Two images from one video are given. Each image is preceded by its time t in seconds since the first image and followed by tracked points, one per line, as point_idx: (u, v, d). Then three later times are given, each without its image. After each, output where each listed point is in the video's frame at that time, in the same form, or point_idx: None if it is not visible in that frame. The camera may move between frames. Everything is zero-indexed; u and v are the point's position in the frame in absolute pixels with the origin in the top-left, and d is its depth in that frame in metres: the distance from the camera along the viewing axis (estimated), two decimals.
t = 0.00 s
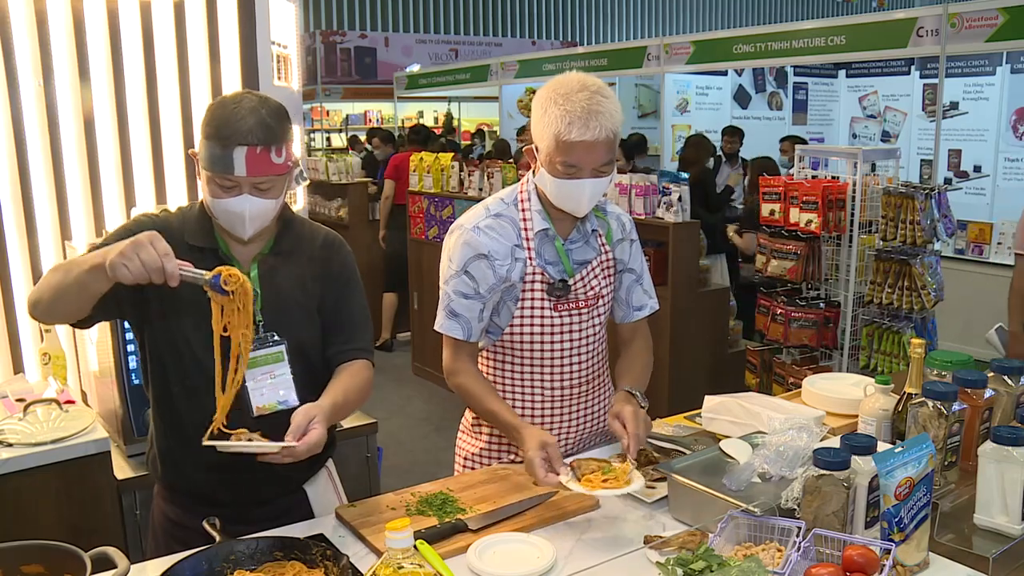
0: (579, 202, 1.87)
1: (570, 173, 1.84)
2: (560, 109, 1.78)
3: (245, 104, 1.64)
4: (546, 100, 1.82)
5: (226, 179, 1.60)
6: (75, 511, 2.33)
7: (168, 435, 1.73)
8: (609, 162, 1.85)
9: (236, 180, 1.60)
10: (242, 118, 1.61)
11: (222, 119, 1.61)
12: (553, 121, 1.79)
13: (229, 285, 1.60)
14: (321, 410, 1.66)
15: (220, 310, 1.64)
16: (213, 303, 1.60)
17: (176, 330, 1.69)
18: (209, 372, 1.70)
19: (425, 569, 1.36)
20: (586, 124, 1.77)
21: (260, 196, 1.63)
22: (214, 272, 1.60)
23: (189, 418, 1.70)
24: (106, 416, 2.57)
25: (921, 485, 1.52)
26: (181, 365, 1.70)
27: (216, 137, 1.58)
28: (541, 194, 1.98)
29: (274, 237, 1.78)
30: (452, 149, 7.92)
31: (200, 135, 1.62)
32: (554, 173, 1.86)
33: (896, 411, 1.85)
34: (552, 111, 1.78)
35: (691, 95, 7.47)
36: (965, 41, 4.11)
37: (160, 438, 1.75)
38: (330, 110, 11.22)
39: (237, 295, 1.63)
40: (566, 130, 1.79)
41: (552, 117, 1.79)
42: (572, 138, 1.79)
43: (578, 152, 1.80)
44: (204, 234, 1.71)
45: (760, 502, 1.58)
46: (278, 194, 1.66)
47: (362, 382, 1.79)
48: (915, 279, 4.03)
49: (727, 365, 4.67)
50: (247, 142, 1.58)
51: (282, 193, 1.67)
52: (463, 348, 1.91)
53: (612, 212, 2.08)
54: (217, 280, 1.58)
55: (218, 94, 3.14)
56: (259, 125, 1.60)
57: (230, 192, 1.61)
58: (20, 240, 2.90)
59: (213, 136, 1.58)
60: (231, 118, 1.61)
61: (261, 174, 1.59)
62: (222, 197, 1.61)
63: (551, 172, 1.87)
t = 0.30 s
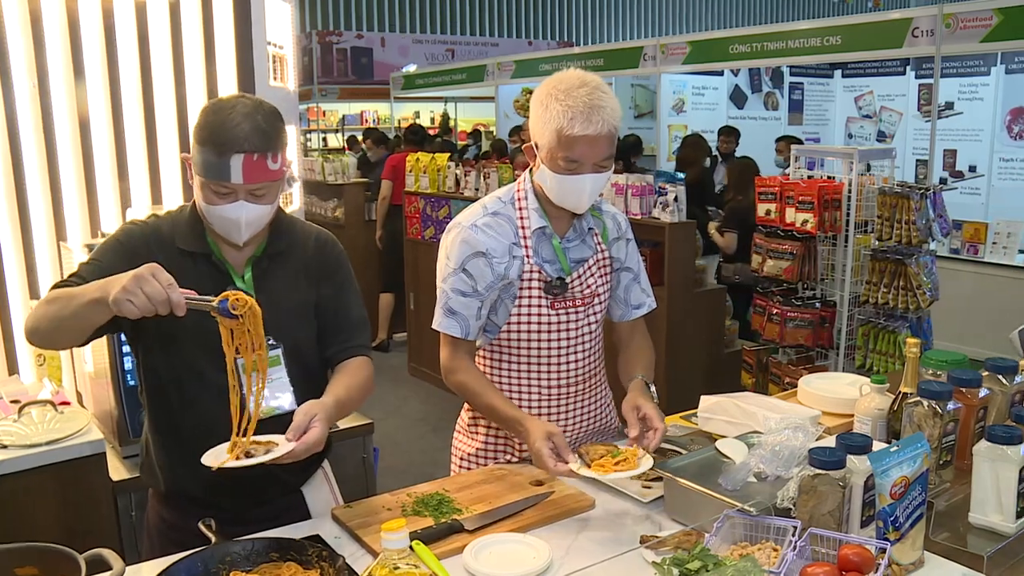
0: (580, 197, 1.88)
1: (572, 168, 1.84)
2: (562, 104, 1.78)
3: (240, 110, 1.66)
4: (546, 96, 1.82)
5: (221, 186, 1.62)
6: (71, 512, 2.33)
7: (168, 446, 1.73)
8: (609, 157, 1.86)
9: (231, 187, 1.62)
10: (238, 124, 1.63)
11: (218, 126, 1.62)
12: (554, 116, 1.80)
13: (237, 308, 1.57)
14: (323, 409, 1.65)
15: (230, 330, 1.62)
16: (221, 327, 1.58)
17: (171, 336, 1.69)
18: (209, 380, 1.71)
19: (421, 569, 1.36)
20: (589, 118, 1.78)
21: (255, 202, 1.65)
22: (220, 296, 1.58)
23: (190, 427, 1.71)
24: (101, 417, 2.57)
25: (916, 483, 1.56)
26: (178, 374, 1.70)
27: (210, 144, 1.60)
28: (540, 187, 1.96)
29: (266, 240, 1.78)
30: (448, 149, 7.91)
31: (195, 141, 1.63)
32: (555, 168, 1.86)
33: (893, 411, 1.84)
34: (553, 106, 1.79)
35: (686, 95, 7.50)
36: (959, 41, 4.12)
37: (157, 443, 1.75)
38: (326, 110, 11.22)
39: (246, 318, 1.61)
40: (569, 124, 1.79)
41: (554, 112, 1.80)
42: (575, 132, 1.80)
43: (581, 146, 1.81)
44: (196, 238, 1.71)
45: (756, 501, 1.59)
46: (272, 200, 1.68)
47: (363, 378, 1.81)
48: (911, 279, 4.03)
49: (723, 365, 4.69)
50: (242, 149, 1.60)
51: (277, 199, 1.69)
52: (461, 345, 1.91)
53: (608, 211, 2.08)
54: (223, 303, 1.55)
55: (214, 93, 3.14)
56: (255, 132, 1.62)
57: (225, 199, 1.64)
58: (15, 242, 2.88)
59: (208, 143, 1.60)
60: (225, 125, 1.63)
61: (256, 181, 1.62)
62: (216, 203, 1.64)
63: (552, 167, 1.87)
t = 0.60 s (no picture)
0: (571, 194, 1.89)
1: (564, 164, 1.85)
2: (553, 101, 1.79)
3: (219, 111, 1.65)
4: (536, 94, 1.83)
5: (200, 187, 1.62)
6: (53, 517, 2.32)
7: (150, 448, 1.72)
8: (598, 153, 1.89)
9: (211, 189, 1.62)
10: (218, 126, 1.62)
11: (197, 128, 1.62)
12: (547, 113, 1.81)
13: (226, 296, 1.57)
14: (307, 409, 1.64)
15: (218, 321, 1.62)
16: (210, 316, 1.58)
17: (151, 340, 1.68)
18: (190, 382, 1.70)
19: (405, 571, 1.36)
20: (581, 114, 1.80)
21: (236, 203, 1.66)
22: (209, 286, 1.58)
23: (174, 428, 1.70)
24: (84, 420, 2.55)
25: (898, 482, 1.57)
26: (161, 375, 1.69)
27: (191, 145, 1.60)
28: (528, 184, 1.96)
29: (246, 242, 1.78)
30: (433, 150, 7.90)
31: (175, 144, 1.62)
32: (546, 165, 1.87)
33: (876, 409, 1.84)
34: (545, 104, 1.80)
35: (671, 95, 7.52)
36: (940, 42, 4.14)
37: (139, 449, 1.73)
38: (310, 111, 11.21)
39: (236, 305, 1.61)
40: (561, 121, 1.81)
41: (546, 109, 1.81)
42: (567, 128, 1.81)
43: (574, 140, 1.83)
44: (176, 240, 1.71)
45: (739, 501, 1.60)
46: (252, 201, 1.69)
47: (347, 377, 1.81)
48: (893, 278, 4.07)
49: (707, 364, 4.70)
50: (223, 150, 1.60)
51: (257, 200, 1.70)
52: (449, 348, 1.91)
53: (592, 212, 2.08)
54: (213, 292, 1.55)
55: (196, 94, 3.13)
56: (235, 133, 1.62)
57: (204, 201, 1.64)
58: None
59: (188, 144, 1.60)
60: (205, 127, 1.62)
61: (237, 182, 1.62)
62: (196, 205, 1.64)
63: (543, 165, 1.88)
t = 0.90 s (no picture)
0: (558, 194, 1.90)
1: (551, 163, 1.87)
2: (538, 100, 1.81)
3: (191, 115, 1.65)
4: (519, 94, 1.85)
5: (174, 193, 1.61)
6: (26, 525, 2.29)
7: (125, 453, 1.71)
8: (582, 152, 1.92)
9: (183, 194, 1.62)
10: (191, 131, 1.62)
11: (170, 133, 1.61)
12: (533, 113, 1.83)
13: (188, 317, 1.59)
14: (286, 408, 1.64)
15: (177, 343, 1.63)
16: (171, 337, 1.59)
17: (123, 347, 1.67)
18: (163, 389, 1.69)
19: None
20: (568, 112, 1.82)
21: (210, 208, 1.65)
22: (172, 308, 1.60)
23: (147, 433, 1.69)
24: (58, 427, 2.53)
25: (873, 483, 1.58)
26: (134, 380, 1.68)
27: (163, 150, 1.59)
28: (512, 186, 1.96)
29: (220, 247, 1.78)
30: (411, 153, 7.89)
31: (148, 149, 1.61)
32: (534, 166, 1.88)
33: (851, 410, 1.85)
34: (530, 104, 1.82)
35: (648, 99, 7.54)
36: (913, 46, 4.15)
37: (112, 459, 1.72)
38: (287, 115, 11.25)
39: (196, 328, 1.61)
40: (549, 120, 1.82)
41: (532, 109, 1.82)
42: (556, 127, 1.83)
43: (561, 138, 1.86)
44: (148, 246, 1.71)
45: (716, 502, 1.61)
46: (226, 206, 1.68)
47: (325, 380, 1.82)
48: (868, 280, 4.06)
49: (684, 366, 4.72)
50: (196, 155, 1.59)
51: (230, 205, 1.69)
52: (432, 350, 1.89)
53: (568, 216, 2.09)
54: (174, 313, 1.57)
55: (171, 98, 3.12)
56: (208, 137, 1.62)
57: (177, 206, 1.64)
58: None
59: (161, 149, 1.59)
60: (177, 131, 1.61)
61: (210, 187, 1.61)
62: (169, 210, 1.63)
63: (530, 165, 1.88)
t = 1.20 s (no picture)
0: (539, 191, 1.92)
1: (532, 159, 1.89)
2: (518, 97, 1.82)
3: (157, 119, 1.64)
4: (498, 93, 1.85)
5: (141, 198, 1.60)
6: None
7: (94, 461, 1.70)
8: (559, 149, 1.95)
9: (151, 199, 1.61)
10: (157, 134, 1.61)
11: (137, 137, 1.60)
12: (512, 111, 1.83)
13: (165, 346, 1.63)
14: (258, 403, 1.65)
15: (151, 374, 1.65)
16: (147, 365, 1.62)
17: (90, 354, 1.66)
18: (130, 395, 1.68)
19: None
20: (548, 108, 1.83)
21: (179, 213, 1.64)
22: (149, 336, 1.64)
23: (115, 439, 1.68)
24: (24, 435, 2.49)
25: (842, 481, 1.60)
26: (104, 386, 1.67)
27: (129, 154, 1.58)
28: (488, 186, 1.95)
29: (188, 252, 1.77)
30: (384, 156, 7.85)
31: (113, 154, 1.60)
32: (517, 164, 1.89)
33: (821, 410, 1.87)
34: (509, 102, 1.83)
35: (619, 102, 7.55)
36: (881, 49, 4.19)
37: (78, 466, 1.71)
38: (258, 118, 10.80)
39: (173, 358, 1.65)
40: (530, 117, 1.84)
41: (511, 107, 1.83)
42: (537, 123, 1.85)
43: (542, 134, 1.87)
44: (114, 251, 1.69)
45: (686, 502, 1.61)
46: (193, 210, 1.67)
47: (297, 382, 1.82)
48: (838, 280, 4.09)
49: (654, 366, 4.77)
50: (163, 158, 1.58)
51: (197, 210, 1.68)
52: (418, 349, 1.85)
53: (540, 218, 2.09)
54: (151, 341, 1.61)
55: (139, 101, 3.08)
56: (175, 141, 1.61)
57: (145, 211, 1.62)
58: None
59: (127, 154, 1.58)
60: (144, 136, 1.60)
61: (178, 192, 1.61)
62: (135, 215, 1.62)
63: (512, 164, 1.88)
